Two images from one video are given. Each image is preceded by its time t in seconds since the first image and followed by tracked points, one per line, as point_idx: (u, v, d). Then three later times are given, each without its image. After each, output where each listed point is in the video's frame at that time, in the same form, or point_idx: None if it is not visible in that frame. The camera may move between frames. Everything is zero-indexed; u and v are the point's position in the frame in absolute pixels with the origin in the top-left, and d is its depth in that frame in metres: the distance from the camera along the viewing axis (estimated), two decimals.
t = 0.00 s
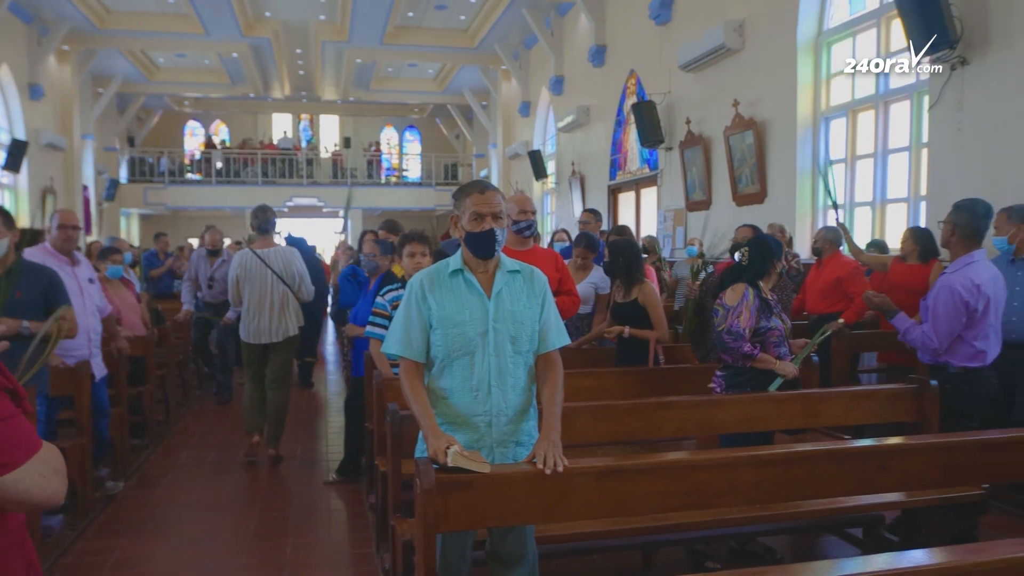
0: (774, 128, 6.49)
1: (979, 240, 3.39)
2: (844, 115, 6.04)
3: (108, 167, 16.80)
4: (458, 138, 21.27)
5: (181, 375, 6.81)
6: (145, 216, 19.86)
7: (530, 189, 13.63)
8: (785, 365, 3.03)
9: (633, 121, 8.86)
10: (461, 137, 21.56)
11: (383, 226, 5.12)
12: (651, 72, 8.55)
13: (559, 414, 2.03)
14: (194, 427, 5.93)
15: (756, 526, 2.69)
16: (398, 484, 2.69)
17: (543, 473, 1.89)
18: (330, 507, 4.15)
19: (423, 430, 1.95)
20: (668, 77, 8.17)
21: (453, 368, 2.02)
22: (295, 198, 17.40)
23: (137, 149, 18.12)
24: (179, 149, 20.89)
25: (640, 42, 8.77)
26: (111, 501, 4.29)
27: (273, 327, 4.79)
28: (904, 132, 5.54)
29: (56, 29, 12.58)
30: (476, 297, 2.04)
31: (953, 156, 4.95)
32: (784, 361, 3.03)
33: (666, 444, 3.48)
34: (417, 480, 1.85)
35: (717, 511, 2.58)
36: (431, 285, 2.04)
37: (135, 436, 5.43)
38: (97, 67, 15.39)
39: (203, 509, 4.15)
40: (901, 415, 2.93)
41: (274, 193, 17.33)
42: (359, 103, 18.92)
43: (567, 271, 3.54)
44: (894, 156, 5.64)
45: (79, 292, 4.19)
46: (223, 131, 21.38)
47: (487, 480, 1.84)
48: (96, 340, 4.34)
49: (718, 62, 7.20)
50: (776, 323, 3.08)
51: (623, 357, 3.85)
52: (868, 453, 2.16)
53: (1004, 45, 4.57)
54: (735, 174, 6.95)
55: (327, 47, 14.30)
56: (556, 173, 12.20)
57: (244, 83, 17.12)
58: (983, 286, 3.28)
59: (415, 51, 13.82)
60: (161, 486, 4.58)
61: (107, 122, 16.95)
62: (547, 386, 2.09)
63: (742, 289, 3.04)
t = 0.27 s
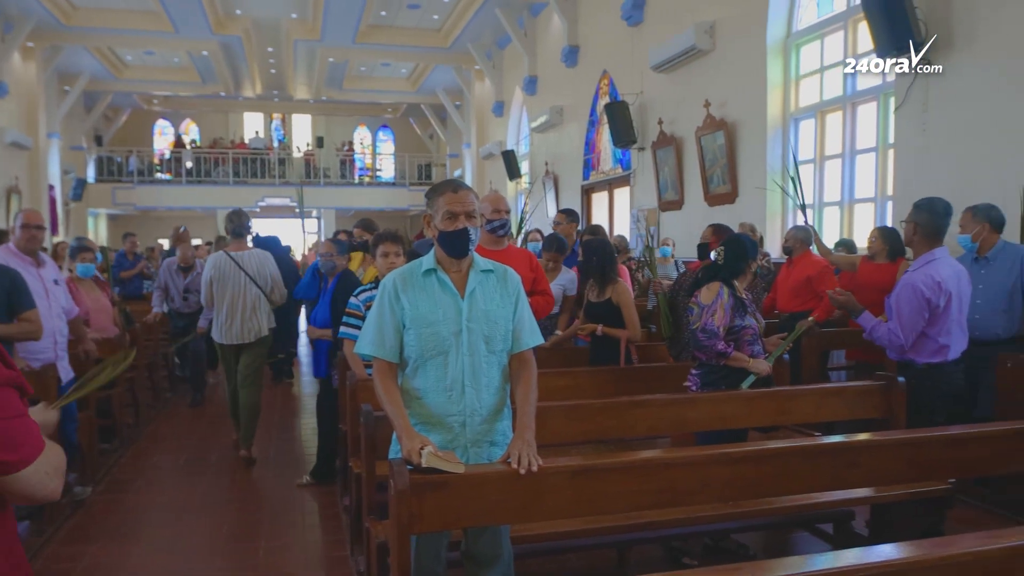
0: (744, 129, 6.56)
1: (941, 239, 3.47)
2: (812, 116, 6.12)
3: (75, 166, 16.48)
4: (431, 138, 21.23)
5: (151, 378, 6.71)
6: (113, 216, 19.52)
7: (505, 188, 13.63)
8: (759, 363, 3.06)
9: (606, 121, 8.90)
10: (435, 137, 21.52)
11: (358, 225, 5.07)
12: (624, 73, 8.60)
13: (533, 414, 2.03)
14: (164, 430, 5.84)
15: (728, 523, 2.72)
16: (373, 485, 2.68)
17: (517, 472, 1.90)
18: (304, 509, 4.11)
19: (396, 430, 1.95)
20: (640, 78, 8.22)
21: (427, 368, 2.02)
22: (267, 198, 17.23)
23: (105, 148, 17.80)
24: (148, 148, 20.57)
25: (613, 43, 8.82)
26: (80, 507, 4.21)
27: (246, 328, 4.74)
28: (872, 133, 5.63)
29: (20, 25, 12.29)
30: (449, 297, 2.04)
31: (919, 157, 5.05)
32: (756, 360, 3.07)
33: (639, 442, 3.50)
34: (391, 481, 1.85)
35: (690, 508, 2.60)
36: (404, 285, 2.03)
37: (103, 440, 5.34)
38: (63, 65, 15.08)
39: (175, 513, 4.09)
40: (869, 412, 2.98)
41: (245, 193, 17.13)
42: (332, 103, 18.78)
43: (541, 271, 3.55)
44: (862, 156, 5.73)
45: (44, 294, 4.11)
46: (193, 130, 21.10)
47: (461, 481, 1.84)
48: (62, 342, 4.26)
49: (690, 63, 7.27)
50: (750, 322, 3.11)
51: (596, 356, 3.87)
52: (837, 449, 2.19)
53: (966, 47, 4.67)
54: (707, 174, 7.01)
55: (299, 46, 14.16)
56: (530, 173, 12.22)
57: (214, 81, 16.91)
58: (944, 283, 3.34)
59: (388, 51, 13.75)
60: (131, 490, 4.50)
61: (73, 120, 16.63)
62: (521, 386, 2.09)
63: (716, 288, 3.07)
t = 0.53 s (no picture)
0: (722, 129, 6.62)
1: (911, 236, 3.53)
2: (788, 117, 6.18)
3: (48, 166, 16.23)
4: (411, 138, 21.19)
5: (127, 380, 6.62)
6: (87, 217, 19.24)
7: (484, 188, 13.62)
8: (737, 359, 3.07)
9: (585, 121, 8.93)
10: (414, 137, 21.48)
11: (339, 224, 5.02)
12: (603, 73, 8.63)
13: (513, 413, 2.04)
14: (140, 434, 5.77)
15: (707, 520, 2.74)
16: (352, 488, 2.67)
17: (497, 472, 1.90)
18: (283, 512, 4.08)
19: (376, 431, 1.94)
20: (619, 78, 8.26)
21: (407, 369, 2.01)
22: (244, 198, 17.09)
23: (78, 147, 17.55)
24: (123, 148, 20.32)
25: (591, 43, 8.85)
26: (54, 512, 4.14)
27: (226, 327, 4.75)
28: (846, 134, 5.70)
29: None
30: (428, 297, 2.03)
31: (892, 157, 5.12)
32: (735, 356, 3.08)
33: (620, 441, 3.51)
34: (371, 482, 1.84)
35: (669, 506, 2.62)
36: (383, 285, 2.03)
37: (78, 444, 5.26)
38: (35, 62, 14.84)
39: (152, 517, 4.04)
40: (844, 408, 3.02)
41: (223, 193, 16.97)
42: (310, 102, 18.68)
43: (521, 271, 3.54)
44: (837, 156, 5.80)
45: (15, 296, 4.05)
46: (168, 129, 20.86)
47: (441, 481, 1.84)
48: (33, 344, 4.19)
49: (667, 63, 7.32)
50: (726, 321, 3.13)
51: (576, 355, 3.88)
52: (814, 446, 2.22)
53: (938, 48, 4.74)
54: (685, 174, 7.06)
55: (277, 45, 14.06)
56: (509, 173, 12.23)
57: (191, 79, 16.75)
58: (916, 277, 3.40)
59: (366, 50, 13.69)
60: (107, 495, 4.44)
61: (46, 119, 16.38)
62: (501, 385, 2.10)
63: (692, 287, 3.09)
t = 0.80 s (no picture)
0: (700, 129, 6.67)
1: (882, 233, 3.60)
2: (765, 116, 6.24)
3: (20, 164, 15.96)
4: (390, 136, 21.12)
5: (101, 382, 6.54)
6: (61, 215, 18.96)
7: (463, 187, 13.61)
8: (722, 351, 3.10)
9: (564, 120, 8.95)
10: (394, 135, 21.42)
11: (319, 220, 4.95)
12: (582, 72, 8.66)
13: (493, 412, 2.04)
14: (115, 435, 5.70)
15: (686, 517, 2.76)
16: (331, 488, 2.65)
17: (477, 471, 1.90)
18: (262, 512, 4.05)
19: (355, 431, 1.93)
20: (598, 77, 8.29)
21: (386, 368, 2.01)
22: (222, 196, 16.93)
23: (51, 145, 17.28)
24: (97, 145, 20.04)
25: (570, 42, 8.88)
26: (28, 516, 4.07)
27: (203, 322, 4.81)
28: (822, 133, 5.77)
29: None
30: (407, 296, 2.03)
31: (866, 156, 5.19)
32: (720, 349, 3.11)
33: (600, 439, 3.53)
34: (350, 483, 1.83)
35: (648, 504, 2.64)
36: (361, 284, 2.02)
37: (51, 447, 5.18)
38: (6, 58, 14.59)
39: (128, 520, 3.99)
40: (821, 404, 3.06)
41: (199, 191, 16.79)
42: (288, 100, 18.55)
43: (501, 269, 3.54)
44: (812, 156, 5.86)
45: None
46: (143, 127, 20.60)
47: (421, 481, 1.84)
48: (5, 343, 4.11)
49: (646, 63, 7.36)
50: (702, 318, 3.15)
51: (555, 353, 3.89)
52: (791, 442, 2.25)
53: (910, 49, 4.80)
54: (663, 173, 7.10)
55: (254, 42, 13.94)
56: (489, 172, 12.22)
57: (166, 76, 16.56)
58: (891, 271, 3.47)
59: (345, 48, 13.62)
60: (82, 498, 4.38)
61: (18, 116, 16.10)
62: (481, 384, 2.10)
63: (667, 286, 3.11)
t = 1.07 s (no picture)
0: (680, 130, 6.70)
1: (858, 233, 3.64)
2: (744, 118, 6.28)
3: None
4: (371, 136, 21.05)
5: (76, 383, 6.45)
6: (35, 215, 18.68)
7: (444, 187, 13.59)
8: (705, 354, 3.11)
9: (545, 120, 8.96)
10: (374, 135, 21.35)
11: (299, 220, 4.91)
12: (562, 73, 8.66)
13: (474, 413, 2.03)
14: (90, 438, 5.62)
15: (667, 517, 2.78)
16: (310, 489, 2.63)
17: (458, 473, 1.89)
18: (241, 514, 4.01)
19: (334, 433, 1.92)
20: (578, 78, 8.31)
21: (365, 369, 2.00)
22: (200, 196, 16.74)
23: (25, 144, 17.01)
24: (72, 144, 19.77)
25: (551, 43, 8.88)
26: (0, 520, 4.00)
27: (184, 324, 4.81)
28: (800, 135, 5.81)
29: None
30: (386, 297, 2.02)
31: (844, 158, 5.24)
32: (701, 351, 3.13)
33: (581, 438, 3.53)
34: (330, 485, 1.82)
35: (629, 504, 2.64)
36: (340, 285, 2.01)
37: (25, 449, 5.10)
38: None
39: (105, 522, 3.93)
40: (799, 404, 3.09)
41: (178, 191, 16.63)
42: (268, 99, 18.42)
43: (482, 269, 3.54)
44: (791, 158, 5.91)
45: None
46: (120, 126, 20.36)
47: (401, 483, 1.83)
48: None
49: (626, 64, 7.37)
50: (680, 319, 3.16)
51: (536, 354, 3.89)
52: (770, 442, 2.26)
53: (886, 53, 4.86)
54: (644, 174, 7.12)
55: (233, 40, 13.83)
56: (470, 172, 12.21)
57: (144, 75, 16.38)
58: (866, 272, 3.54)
59: (325, 47, 13.54)
60: (57, 501, 4.31)
61: None
62: (461, 384, 2.09)
63: (645, 286, 3.12)
